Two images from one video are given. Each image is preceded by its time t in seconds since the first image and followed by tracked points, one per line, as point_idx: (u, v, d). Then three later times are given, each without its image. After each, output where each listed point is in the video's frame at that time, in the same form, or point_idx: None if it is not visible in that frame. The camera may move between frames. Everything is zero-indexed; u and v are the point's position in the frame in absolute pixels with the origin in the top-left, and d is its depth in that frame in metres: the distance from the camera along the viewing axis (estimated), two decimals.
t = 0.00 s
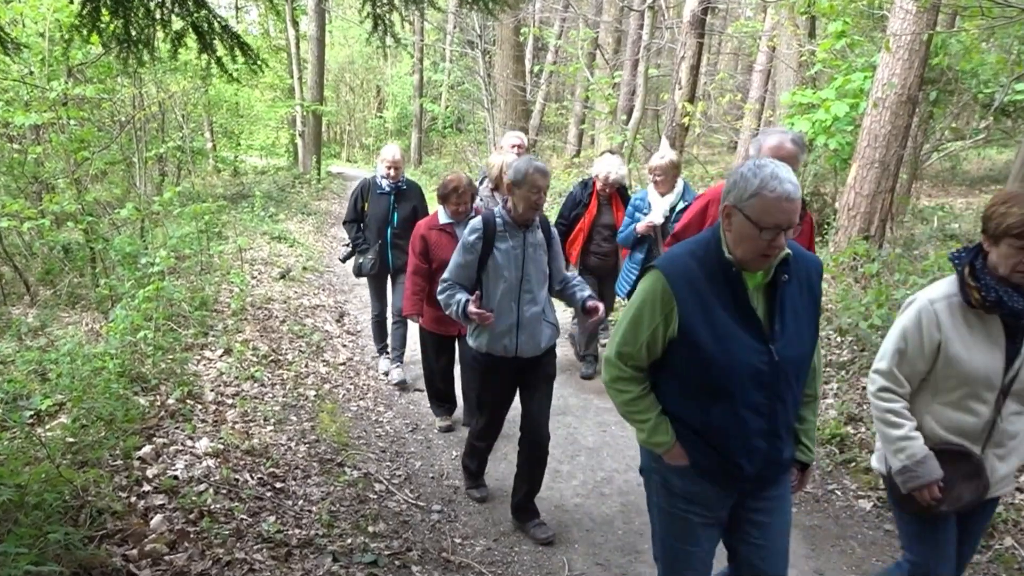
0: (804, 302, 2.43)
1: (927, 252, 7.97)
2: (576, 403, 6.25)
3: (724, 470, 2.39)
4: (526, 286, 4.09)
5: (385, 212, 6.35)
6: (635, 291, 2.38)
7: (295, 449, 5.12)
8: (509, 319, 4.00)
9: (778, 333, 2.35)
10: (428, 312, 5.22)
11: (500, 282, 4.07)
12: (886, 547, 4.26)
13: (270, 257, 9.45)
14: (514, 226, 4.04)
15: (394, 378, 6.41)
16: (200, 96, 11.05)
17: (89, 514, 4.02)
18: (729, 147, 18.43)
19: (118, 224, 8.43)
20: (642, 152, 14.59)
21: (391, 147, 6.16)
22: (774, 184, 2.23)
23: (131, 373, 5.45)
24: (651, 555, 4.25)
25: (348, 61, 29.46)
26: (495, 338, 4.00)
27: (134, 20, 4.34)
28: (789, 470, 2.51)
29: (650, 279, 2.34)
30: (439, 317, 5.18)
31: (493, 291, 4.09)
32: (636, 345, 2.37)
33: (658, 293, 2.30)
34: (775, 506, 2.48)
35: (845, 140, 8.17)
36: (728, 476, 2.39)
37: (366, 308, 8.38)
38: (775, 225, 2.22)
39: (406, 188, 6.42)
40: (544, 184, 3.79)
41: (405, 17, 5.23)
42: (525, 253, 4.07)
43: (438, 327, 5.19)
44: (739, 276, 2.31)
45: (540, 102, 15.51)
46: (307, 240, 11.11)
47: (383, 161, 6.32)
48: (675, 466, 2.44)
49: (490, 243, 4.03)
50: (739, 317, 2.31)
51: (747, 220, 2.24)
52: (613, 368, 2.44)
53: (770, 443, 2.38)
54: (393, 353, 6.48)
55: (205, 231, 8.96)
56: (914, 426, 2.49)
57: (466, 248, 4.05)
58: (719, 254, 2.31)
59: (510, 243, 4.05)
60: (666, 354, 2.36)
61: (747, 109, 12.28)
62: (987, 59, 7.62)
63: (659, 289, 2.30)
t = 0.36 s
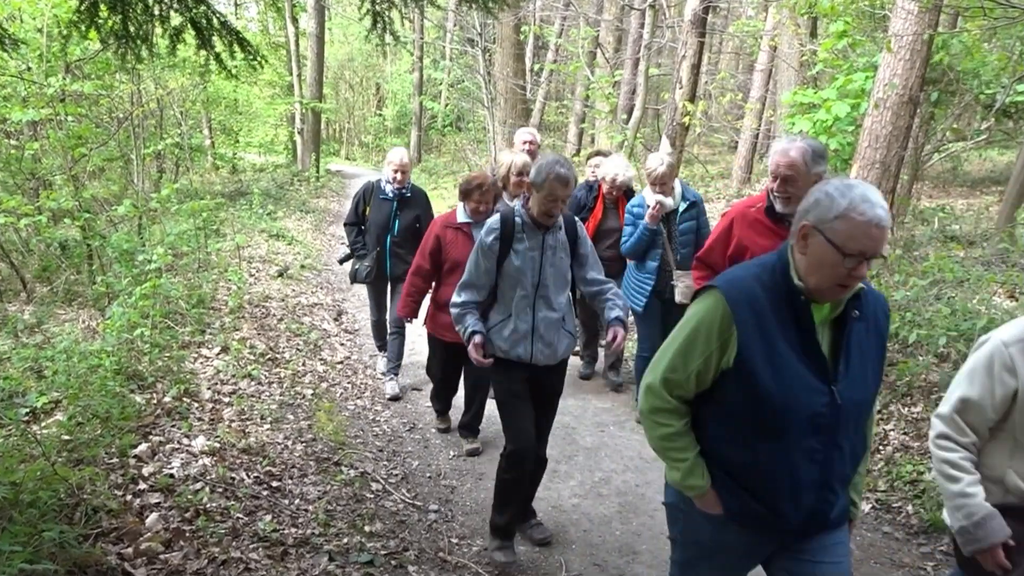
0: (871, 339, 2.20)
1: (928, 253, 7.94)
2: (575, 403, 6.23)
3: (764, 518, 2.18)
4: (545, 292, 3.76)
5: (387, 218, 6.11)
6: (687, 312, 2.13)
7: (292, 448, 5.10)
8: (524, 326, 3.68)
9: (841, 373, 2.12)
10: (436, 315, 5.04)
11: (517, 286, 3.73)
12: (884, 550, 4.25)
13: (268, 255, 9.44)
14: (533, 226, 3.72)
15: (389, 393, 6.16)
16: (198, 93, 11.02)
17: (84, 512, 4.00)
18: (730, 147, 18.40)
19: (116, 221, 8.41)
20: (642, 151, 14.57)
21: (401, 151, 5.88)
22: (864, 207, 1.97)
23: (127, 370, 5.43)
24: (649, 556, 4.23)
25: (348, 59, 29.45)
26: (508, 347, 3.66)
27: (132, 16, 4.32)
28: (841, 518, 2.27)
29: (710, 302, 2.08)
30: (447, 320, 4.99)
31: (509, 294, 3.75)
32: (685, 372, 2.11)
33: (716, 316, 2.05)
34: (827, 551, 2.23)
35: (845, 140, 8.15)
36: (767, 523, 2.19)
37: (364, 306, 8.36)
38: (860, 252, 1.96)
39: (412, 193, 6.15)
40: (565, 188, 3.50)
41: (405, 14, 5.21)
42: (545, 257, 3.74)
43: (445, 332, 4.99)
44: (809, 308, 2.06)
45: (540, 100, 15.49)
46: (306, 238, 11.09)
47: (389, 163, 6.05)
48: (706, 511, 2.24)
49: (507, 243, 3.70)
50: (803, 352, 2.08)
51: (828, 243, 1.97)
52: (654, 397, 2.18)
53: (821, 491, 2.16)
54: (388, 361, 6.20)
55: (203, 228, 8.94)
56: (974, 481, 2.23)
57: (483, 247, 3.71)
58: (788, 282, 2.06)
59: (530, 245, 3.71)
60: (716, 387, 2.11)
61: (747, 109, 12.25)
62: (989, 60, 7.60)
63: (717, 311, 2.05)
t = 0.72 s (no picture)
0: (1005, 361, 1.85)
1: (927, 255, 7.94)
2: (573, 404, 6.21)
3: (857, 552, 1.83)
4: (561, 313, 3.32)
5: (391, 214, 5.83)
6: (791, 306, 1.80)
7: (289, 447, 5.08)
8: (537, 352, 3.25)
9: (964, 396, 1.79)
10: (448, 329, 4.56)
11: (531, 306, 3.28)
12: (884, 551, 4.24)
13: (266, 253, 9.42)
14: (547, 239, 3.25)
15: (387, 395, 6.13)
16: (197, 90, 11.01)
17: (80, 510, 3.98)
18: (730, 147, 18.40)
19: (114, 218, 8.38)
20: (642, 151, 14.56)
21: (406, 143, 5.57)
22: None
23: (124, 368, 5.41)
24: (648, 557, 4.21)
25: (347, 57, 29.42)
26: (517, 377, 3.25)
27: (132, 12, 4.30)
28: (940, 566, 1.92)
29: (824, 295, 1.74)
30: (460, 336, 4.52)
31: (519, 316, 3.30)
32: (786, 370, 1.77)
33: (832, 311, 1.72)
34: None
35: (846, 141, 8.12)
36: (859, 562, 1.84)
37: (363, 305, 8.35)
38: (1010, 257, 1.62)
39: (414, 188, 5.88)
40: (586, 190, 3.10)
41: (405, 12, 5.18)
42: (561, 274, 3.29)
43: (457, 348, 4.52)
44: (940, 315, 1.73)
45: (540, 100, 15.47)
46: (304, 237, 11.08)
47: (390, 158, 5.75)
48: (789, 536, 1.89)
49: (519, 260, 3.23)
50: (928, 367, 1.74)
51: (973, 242, 1.64)
52: (747, 396, 1.83)
53: (926, 532, 1.81)
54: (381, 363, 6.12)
55: (201, 226, 8.91)
56: None
57: (491, 263, 3.23)
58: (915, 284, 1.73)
59: (544, 262, 3.25)
60: (819, 394, 1.77)
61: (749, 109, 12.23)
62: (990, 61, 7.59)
63: (830, 307, 1.72)
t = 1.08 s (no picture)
0: None
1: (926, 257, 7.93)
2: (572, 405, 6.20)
3: None
4: (601, 331, 3.06)
5: (390, 223, 5.50)
6: (863, 364, 1.59)
7: (285, 447, 5.07)
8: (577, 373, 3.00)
9: None
10: (463, 345, 4.40)
11: (574, 322, 2.99)
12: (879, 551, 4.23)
13: (263, 252, 9.41)
14: (595, 248, 2.98)
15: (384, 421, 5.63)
16: (194, 88, 10.98)
17: (76, 510, 3.97)
18: (729, 147, 18.39)
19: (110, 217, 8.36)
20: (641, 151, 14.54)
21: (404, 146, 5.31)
22: None
23: (120, 368, 5.39)
24: (645, 558, 4.21)
25: (345, 55, 29.39)
26: (551, 399, 3.01)
27: (129, 10, 4.29)
28: None
29: (899, 351, 1.52)
30: (477, 350, 4.37)
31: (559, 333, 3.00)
32: (858, 440, 1.56)
33: (914, 374, 1.49)
34: None
35: (845, 142, 8.10)
36: None
37: (360, 306, 8.33)
38: None
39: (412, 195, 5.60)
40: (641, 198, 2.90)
41: (403, 11, 5.16)
42: (605, 289, 3.02)
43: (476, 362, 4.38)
44: None
45: (539, 99, 15.46)
46: (301, 236, 11.07)
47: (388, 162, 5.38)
48: None
49: (567, 271, 2.94)
50: (1017, 423, 1.51)
51: None
52: (806, 459, 1.64)
53: None
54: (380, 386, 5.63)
55: (198, 225, 8.89)
56: None
57: (536, 272, 2.90)
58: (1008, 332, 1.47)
59: (590, 274, 2.98)
60: (895, 465, 1.54)
61: (748, 110, 12.21)
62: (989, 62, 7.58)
63: (914, 369, 1.49)
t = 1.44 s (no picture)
0: None
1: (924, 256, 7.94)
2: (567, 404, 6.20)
3: None
4: (672, 340, 2.85)
5: (391, 221, 5.27)
6: (942, 431, 1.38)
7: (281, 447, 5.06)
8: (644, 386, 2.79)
9: None
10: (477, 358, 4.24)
11: (641, 329, 2.79)
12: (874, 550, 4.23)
13: (259, 252, 9.40)
14: (668, 249, 2.77)
15: (380, 425, 5.60)
16: (189, 87, 10.95)
17: (70, 510, 3.95)
18: (727, 147, 18.36)
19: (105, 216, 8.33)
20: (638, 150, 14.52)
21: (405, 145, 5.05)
22: None
23: (115, 368, 5.37)
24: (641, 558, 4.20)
25: (342, 55, 29.37)
26: (618, 417, 2.78)
27: (123, 8, 4.27)
28: None
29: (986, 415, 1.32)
30: (489, 364, 4.23)
31: (625, 341, 2.80)
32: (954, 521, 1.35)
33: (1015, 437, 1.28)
34: None
35: (843, 141, 8.08)
36: None
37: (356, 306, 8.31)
38: None
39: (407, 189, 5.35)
40: (720, 196, 2.63)
41: (399, 9, 5.13)
42: (676, 293, 2.81)
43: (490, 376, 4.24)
44: None
45: (536, 98, 15.44)
46: (297, 236, 11.05)
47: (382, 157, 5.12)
48: None
49: (633, 272, 2.75)
50: None
51: None
52: (885, 548, 1.43)
53: None
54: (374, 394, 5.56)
55: (193, 225, 8.87)
56: None
57: (600, 271, 2.74)
58: None
59: (660, 277, 2.78)
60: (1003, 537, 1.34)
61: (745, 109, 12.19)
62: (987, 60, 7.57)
63: (1015, 438, 1.28)
